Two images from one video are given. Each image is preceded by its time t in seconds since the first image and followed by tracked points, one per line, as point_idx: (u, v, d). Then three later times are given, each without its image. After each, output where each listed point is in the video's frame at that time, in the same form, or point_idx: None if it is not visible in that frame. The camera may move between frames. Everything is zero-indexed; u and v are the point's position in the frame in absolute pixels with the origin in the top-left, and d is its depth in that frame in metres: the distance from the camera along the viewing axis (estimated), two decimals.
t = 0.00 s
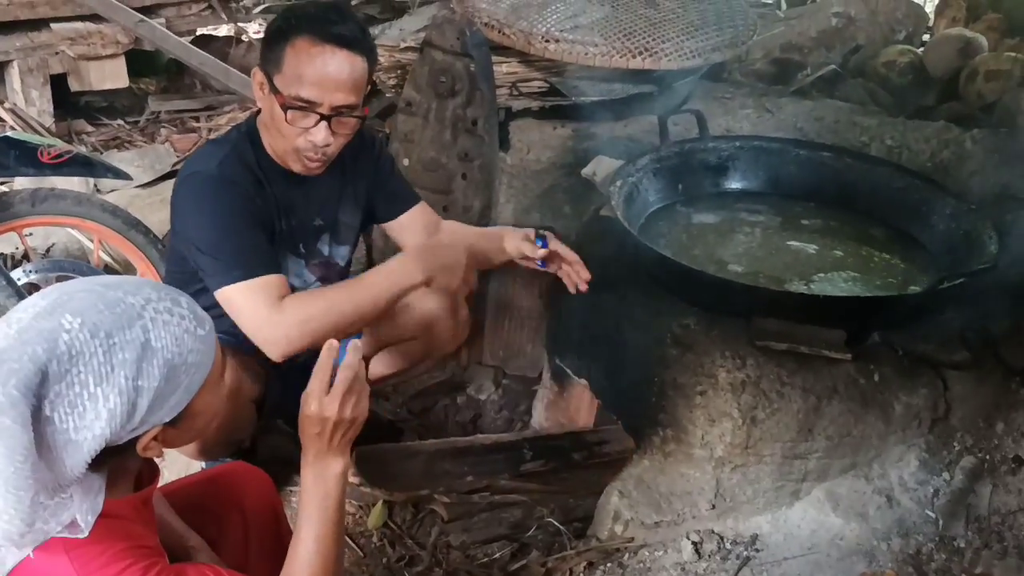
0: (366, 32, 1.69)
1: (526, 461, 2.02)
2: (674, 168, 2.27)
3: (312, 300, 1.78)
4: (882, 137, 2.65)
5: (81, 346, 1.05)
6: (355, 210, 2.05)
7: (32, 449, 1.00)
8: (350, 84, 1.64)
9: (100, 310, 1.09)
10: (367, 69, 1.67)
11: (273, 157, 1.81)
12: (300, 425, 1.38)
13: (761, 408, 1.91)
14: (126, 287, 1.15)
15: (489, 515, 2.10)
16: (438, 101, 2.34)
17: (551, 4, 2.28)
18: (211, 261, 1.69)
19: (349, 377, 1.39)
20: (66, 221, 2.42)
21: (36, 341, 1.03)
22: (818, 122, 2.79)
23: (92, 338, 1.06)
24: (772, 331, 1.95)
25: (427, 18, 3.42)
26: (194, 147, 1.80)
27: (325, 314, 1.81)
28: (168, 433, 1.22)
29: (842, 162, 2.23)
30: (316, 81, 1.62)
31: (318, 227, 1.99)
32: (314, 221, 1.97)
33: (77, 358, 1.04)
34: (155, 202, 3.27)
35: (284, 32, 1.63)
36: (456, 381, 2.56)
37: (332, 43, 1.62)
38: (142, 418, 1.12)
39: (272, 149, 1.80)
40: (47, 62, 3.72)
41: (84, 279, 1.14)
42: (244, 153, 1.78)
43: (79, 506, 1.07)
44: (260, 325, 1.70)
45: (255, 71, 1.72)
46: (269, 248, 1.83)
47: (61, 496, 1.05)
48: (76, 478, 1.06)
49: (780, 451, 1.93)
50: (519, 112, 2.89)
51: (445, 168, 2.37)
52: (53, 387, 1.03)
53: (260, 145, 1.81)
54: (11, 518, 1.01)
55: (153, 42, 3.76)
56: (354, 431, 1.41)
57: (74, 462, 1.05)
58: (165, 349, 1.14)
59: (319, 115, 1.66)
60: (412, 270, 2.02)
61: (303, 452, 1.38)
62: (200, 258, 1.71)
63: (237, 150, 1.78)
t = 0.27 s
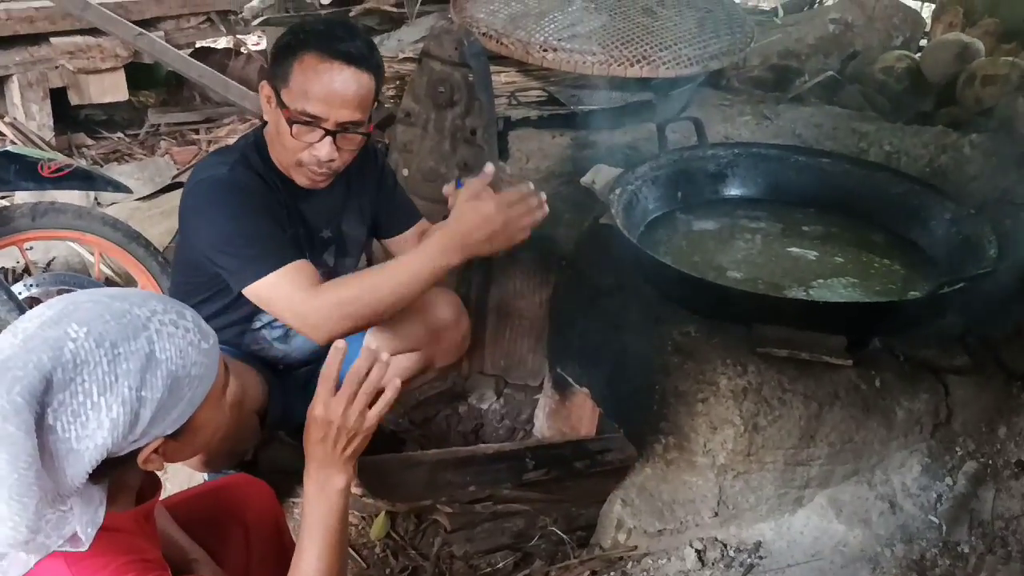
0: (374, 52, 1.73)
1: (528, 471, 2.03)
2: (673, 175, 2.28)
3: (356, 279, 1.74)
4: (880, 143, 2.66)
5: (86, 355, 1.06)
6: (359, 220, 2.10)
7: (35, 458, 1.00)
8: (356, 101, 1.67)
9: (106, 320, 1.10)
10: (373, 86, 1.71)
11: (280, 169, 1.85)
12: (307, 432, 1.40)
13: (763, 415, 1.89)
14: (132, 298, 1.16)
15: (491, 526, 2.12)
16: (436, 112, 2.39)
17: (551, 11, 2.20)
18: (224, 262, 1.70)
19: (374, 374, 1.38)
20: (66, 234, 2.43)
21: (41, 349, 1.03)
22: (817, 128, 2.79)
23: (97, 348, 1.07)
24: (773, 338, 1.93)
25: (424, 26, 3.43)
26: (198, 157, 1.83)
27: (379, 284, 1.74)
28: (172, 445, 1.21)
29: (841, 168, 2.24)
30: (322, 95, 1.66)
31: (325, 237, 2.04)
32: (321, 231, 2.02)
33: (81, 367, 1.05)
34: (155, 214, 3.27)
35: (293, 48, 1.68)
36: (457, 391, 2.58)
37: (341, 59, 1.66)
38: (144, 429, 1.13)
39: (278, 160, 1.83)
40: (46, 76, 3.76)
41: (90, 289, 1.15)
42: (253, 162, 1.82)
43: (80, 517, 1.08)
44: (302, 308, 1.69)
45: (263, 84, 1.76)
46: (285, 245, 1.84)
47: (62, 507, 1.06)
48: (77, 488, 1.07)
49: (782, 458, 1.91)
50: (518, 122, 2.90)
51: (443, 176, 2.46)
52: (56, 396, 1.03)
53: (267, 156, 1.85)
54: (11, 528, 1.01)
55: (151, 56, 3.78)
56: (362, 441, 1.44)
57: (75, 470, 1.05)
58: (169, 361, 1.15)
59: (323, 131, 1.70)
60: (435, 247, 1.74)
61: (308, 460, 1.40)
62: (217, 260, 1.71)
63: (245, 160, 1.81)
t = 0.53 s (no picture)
0: (377, 60, 1.74)
1: (529, 479, 2.05)
2: (673, 183, 2.28)
3: (339, 335, 1.84)
4: (879, 149, 2.66)
5: (109, 355, 1.08)
6: (361, 234, 2.12)
7: (49, 451, 1.03)
8: (359, 110, 1.68)
9: (130, 323, 1.12)
10: (377, 95, 1.72)
11: (284, 180, 1.86)
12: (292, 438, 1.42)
13: (765, 422, 1.89)
14: (155, 305, 1.18)
15: (493, 534, 2.13)
16: (436, 120, 2.42)
17: (549, 20, 2.19)
18: (234, 285, 1.74)
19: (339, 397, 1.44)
20: (67, 246, 2.43)
21: (66, 345, 1.06)
22: (816, 134, 2.80)
23: (119, 348, 1.09)
24: (773, 344, 1.92)
25: (422, 35, 3.43)
26: (203, 171, 1.84)
27: (357, 346, 1.86)
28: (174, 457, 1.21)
29: (840, 174, 2.25)
30: (326, 105, 1.66)
31: (328, 250, 2.05)
32: (324, 244, 2.03)
33: (103, 365, 1.07)
34: (155, 224, 3.27)
35: (296, 60, 1.68)
36: (457, 401, 2.60)
37: (345, 68, 1.67)
38: (155, 434, 1.14)
39: (283, 172, 1.84)
40: (46, 88, 3.79)
41: (120, 293, 1.18)
42: (256, 174, 1.83)
43: (73, 525, 1.08)
44: (280, 353, 1.76)
45: (267, 96, 1.76)
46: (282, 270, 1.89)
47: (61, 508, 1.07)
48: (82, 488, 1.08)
49: (784, 465, 1.90)
50: (517, 130, 2.91)
51: (444, 185, 2.48)
52: (75, 392, 1.06)
53: (270, 167, 1.86)
54: (19, 519, 1.03)
55: (151, 67, 3.81)
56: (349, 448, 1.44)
57: (83, 469, 1.07)
58: (186, 369, 1.16)
59: (328, 139, 1.70)
60: (423, 324, 1.92)
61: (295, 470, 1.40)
62: (219, 280, 1.74)
63: (249, 173, 1.82)
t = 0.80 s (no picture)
0: (374, 61, 1.74)
1: (529, 483, 2.03)
2: (674, 186, 2.28)
3: (354, 319, 1.82)
4: (880, 152, 2.67)
5: (95, 376, 1.08)
6: (362, 240, 2.12)
7: (70, 484, 1.02)
8: (357, 108, 1.69)
9: (104, 338, 1.11)
10: (374, 94, 1.73)
11: (285, 183, 1.86)
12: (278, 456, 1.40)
13: (766, 425, 1.89)
14: (120, 312, 1.17)
15: (494, 538, 2.13)
16: (436, 124, 2.43)
17: (549, 24, 2.20)
18: (237, 287, 1.74)
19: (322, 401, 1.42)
20: (67, 250, 2.43)
21: (50, 378, 1.04)
22: (816, 137, 2.80)
23: (104, 365, 1.09)
24: (774, 346, 1.90)
25: (423, 38, 3.43)
26: (203, 176, 1.84)
27: (373, 330, 1.83)
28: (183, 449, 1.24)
29: (841, 177, 2.26)
30: (323, 104, 1.67)
31: (329, 255, 2.05)
32: (325, 248, 2.03)
33: (93, 387, 1.07)
34: (156, 229, 3.27)
35: (292, 61, 1.68)
36: (459, 404, 2.59)
37: (338, 68, 1.67)
38: (164, 433, 1.16)
39: (283, 175, 1.84)
40: (47, 93, 3.78)
41: (70, 313, 1.15)
42: (258, 178, 1.84)
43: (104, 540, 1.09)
44: (300, 343, 1.75)
45: (264, 100, 1.76)
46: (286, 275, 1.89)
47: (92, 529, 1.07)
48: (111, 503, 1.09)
49: (785, 468, 1.90)
50: (518, 133, 2.92)
51: (444, 189, 2.48)
52: (75, 420, 1.05)
53: (271, 171, 1.86)
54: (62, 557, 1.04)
55: (151, 71, 3.82)
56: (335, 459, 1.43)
57: (109, 488, 1.08)
58: (174, 364, 1.17)
59: (326, 140, 1.70)
60: (433, 294, 1.87)
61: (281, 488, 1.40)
62: (222, 281, 1.75)
63: (249, 177, 1.82)
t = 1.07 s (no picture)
0: (370, 57, 1.74)
1: (531, 485, 2.06)
2: (674, 188, 2.28)
3: (346, 354, 1.85)
4: (880, 154, 2.67)
5: (101, 392, 1.05)
6: (361, 241, 2.12)
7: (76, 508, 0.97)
8: (355, 104, 1.69)
9: (103, 353, 1.08)
10: (370, 91, 1.73)
11: (285, 184, 1.86)
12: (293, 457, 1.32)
13: (767, 427, 1.89)
14: (113, 327, 1.15)
15: (496, 541, 2.14)
16: (437, 127, 2.46)
17: (550, 27, 2.19)
18: (239, 294, 1.74)
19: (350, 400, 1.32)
20: (68, 254, 2.44)
21: (54, 400, 1.00)
22: (817, 139, 2.80)
23: (107, 381, 1.06)
24: (775, 349, 1.91)
25: (424, 41, 3.43)
26: (203, 181, 1.84)
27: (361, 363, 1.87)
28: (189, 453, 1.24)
29: (842, 179, 2.26)
30: (322, 102, 1.67)
31: (329, 256, 2.04)
32: (325, 249, 2.03)
33: (99, 404, 1.04)
34: (156, 232, 3.27)
35: (288, 62, 1.68)
36: (460, 407, 2.59)
37: (335, 65, 1.67)
38: (171, 443, 1.14)
39: (283, 176, 1.84)
40: (47, 96, 3.77)
41: (61, 330, 1.12)
42: (257, 181, 1.83)
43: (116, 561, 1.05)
44: (289, 365, 1.77)
45: (260, 102, 1.76)
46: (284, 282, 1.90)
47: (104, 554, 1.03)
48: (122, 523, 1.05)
49: (787, 470, 1.90)
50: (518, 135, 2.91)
51: (444, 192, 2.49)
52: (83, 438, 1.01)
53: (271, 172, 1.87)
54: None
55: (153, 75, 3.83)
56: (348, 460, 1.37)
57: (119, 507, 1.04)
58: (176, 373, 1.16)
59: (326, 138, 1.71)
60: (424, 343, 1.88)
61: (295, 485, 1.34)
62: (218, 288, 1.76)
63: (248, 180, 1.82)
